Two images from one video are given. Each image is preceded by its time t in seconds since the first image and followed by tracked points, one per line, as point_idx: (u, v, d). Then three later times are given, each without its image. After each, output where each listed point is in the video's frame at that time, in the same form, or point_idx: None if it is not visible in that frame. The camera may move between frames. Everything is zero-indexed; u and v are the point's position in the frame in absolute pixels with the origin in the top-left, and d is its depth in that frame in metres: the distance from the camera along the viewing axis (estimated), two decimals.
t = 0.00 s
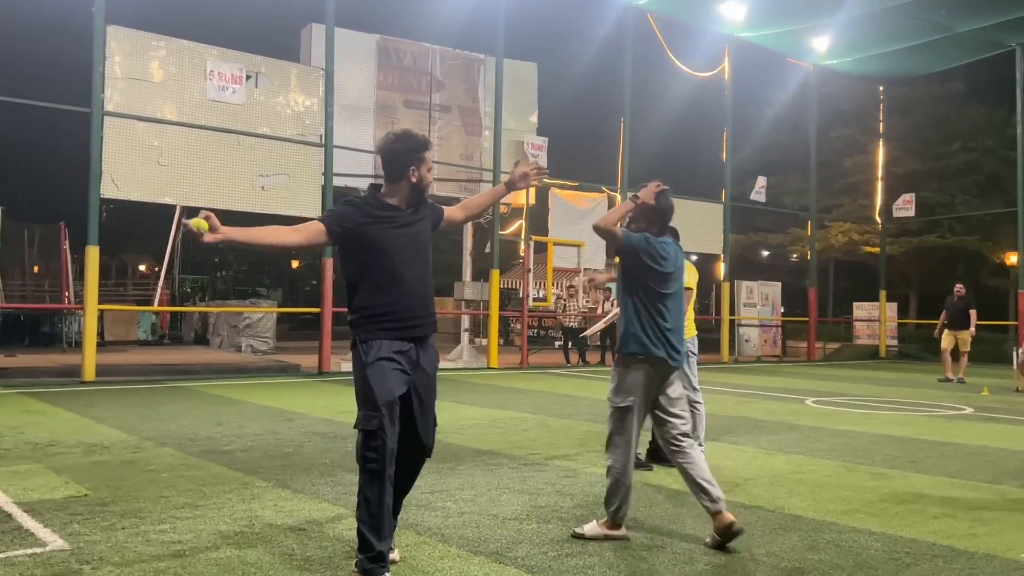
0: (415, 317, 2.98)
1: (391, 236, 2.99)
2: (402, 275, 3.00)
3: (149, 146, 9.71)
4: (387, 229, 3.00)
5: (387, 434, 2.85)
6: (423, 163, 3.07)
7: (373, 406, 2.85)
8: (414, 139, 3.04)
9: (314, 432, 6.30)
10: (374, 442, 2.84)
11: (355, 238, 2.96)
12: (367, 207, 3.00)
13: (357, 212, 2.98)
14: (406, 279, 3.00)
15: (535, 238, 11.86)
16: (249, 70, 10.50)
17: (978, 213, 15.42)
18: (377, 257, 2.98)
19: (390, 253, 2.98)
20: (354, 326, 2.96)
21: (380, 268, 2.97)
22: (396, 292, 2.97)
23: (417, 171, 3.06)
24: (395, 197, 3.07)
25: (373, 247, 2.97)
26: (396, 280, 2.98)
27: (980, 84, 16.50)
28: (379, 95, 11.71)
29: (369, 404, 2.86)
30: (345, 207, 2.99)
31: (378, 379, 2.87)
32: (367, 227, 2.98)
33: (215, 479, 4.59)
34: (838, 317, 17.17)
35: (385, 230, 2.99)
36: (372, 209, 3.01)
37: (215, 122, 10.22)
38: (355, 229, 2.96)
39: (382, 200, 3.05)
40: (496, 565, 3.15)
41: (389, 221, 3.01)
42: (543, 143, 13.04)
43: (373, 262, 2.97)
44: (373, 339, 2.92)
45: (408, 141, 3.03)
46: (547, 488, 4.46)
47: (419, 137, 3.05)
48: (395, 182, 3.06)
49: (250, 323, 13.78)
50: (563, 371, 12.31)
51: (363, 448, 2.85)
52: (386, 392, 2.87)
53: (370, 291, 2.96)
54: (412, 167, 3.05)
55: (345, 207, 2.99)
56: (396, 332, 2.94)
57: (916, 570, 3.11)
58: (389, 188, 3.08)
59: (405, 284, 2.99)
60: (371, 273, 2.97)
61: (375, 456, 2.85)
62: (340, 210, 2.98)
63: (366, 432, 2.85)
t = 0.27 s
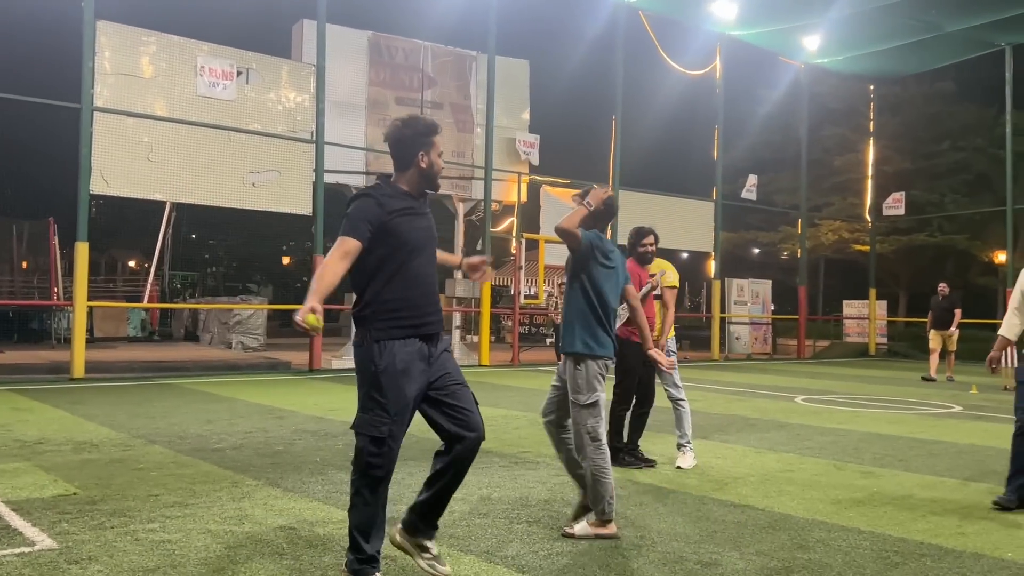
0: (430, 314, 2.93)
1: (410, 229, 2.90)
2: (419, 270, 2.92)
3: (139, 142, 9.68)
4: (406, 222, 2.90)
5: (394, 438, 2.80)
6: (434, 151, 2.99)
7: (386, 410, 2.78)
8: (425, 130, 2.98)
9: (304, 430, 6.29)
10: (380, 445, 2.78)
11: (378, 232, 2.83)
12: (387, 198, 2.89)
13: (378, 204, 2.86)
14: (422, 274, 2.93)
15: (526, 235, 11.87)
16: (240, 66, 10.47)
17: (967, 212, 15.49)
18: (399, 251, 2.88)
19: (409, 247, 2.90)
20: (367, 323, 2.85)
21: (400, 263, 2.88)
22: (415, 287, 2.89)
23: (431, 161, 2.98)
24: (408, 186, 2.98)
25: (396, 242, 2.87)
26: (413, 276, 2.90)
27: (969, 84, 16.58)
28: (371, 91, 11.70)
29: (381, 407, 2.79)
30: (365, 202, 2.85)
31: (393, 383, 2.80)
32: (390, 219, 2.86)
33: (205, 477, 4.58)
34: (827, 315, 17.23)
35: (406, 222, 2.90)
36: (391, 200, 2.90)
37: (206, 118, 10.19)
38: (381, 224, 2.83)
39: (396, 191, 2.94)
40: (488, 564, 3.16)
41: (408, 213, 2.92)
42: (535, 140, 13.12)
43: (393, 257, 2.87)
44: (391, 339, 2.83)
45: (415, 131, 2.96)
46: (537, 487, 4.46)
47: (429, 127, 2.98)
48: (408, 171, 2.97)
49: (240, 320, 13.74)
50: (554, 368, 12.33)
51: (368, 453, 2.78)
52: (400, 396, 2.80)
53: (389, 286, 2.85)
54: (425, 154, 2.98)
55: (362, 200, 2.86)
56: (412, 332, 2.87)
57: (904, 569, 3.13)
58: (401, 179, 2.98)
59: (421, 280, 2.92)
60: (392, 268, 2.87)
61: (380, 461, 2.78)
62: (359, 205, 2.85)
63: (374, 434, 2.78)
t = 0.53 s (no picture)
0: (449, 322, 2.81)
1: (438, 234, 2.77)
2: (444, 277, 2.79)
3: (119, 137, 9.60)
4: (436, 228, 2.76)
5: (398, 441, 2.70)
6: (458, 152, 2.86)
7: (394, 412, 2.67)
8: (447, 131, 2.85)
9: (285, 428, 6.26)
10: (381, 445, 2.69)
11: (410, 240, 2.67)
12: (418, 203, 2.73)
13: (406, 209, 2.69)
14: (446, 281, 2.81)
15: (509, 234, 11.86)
16: (221, 62, 10.39)
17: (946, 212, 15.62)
18: (429, 258, 2.73)
19: (438, 254, 2.76)
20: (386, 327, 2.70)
21: (427, 270, 2.74)
22: (440, 296, 2.77)
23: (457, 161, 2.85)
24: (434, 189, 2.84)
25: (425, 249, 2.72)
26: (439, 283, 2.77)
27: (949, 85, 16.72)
28: (353, 88, 11.64)
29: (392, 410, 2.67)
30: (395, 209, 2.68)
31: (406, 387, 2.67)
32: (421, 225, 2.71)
33: (184, 476, 4.54)
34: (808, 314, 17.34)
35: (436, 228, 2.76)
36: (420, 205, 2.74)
37: (187, 114, 10.11)
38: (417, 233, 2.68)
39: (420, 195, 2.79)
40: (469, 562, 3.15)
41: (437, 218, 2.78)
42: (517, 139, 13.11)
43: (423, 265, 2.73)
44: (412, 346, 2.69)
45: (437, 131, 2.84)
46: (519, 485, 4.46)
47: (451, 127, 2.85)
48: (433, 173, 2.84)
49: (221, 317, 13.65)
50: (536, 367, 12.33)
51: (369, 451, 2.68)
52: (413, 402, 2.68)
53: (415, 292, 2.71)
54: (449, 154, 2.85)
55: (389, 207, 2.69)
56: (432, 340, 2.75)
57: (882, 566, 3.15)
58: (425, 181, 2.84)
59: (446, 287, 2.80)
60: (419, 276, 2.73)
61: (378, 461, 2.69)
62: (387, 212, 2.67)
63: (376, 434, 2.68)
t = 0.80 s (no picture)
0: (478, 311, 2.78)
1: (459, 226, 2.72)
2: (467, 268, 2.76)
3: (86, 132, 9.47)
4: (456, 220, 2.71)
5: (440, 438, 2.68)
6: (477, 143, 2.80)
7: (429, 409, 2.67)
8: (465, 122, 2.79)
9: (254, 426, 6.21)
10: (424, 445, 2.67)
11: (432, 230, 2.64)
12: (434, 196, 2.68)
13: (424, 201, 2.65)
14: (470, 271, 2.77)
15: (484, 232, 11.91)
16: (191, 56, 10.28)
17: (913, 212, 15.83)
18: (450, 251, 2.70)
19: (460, 245, 2.73)
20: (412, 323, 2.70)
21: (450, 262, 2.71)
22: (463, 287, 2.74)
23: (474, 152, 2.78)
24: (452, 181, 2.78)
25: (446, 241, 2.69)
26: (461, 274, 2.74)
27: (917, 87, 16.94)
28: (325, 84, 11.56)
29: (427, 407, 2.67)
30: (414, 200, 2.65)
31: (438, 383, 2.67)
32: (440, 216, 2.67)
33: (152, 474, 4.49)
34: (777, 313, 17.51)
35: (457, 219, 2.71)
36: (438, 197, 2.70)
37: (157, 109, 10.00)
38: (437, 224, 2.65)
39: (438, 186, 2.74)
40: (440, 559, 3.15)
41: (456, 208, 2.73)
42: (491, 136, 13.06)
43: (446, 257, 2.70)
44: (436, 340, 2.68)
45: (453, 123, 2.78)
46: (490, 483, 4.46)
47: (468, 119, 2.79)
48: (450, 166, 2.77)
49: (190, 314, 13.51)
50: (508, 364, 12.33)
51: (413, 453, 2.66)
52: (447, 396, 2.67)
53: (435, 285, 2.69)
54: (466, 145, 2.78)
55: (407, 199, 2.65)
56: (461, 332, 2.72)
57: (848, 561, 3.19)
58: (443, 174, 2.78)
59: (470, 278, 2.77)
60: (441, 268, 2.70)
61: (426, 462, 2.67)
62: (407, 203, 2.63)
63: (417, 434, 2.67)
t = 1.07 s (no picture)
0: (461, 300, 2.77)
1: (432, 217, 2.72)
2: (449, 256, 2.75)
3: (33, 126, 9.26)
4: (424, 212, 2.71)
5: (428, 428, 2.67)
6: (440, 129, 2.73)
7: (418, 399, 2.66)
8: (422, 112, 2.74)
9: (206, 426, 6.12)
10: (414, 435, 2.65)
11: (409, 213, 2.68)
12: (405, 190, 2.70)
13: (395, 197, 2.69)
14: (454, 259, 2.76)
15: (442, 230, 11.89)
16: (142, 50, 10.10)
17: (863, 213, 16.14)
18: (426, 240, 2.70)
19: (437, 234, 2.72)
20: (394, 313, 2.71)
21: (429, 253, 2.70)
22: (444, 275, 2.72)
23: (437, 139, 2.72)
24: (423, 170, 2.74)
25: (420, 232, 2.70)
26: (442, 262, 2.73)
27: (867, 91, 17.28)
28: (280, 80, 11.42)
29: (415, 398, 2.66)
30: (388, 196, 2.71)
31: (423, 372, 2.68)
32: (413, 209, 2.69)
33: (99, 475, 4.41)
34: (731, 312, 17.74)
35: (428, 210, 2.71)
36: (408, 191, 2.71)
37: (106, 103, 9.81)
38: (413, 214, 2.64)
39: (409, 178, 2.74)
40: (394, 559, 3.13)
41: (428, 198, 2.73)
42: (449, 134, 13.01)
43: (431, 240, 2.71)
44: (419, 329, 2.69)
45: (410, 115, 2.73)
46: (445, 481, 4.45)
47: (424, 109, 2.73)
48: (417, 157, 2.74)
49: (141, 313, 13.27)
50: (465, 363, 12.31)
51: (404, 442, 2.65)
52: (432, 386, 2.68)
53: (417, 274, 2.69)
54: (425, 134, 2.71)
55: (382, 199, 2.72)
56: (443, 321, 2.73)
57: (797, 556, 3.24)
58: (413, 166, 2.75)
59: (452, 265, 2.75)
60: (420, 258, 2.70)
61: (420, 453, 2.64)
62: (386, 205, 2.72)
63: (406, 425, 2.65)
